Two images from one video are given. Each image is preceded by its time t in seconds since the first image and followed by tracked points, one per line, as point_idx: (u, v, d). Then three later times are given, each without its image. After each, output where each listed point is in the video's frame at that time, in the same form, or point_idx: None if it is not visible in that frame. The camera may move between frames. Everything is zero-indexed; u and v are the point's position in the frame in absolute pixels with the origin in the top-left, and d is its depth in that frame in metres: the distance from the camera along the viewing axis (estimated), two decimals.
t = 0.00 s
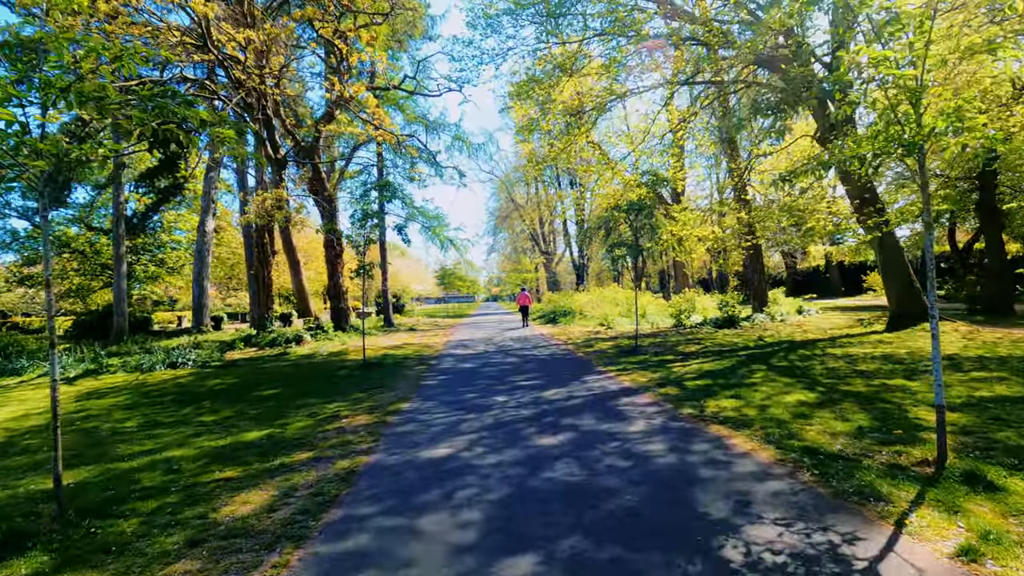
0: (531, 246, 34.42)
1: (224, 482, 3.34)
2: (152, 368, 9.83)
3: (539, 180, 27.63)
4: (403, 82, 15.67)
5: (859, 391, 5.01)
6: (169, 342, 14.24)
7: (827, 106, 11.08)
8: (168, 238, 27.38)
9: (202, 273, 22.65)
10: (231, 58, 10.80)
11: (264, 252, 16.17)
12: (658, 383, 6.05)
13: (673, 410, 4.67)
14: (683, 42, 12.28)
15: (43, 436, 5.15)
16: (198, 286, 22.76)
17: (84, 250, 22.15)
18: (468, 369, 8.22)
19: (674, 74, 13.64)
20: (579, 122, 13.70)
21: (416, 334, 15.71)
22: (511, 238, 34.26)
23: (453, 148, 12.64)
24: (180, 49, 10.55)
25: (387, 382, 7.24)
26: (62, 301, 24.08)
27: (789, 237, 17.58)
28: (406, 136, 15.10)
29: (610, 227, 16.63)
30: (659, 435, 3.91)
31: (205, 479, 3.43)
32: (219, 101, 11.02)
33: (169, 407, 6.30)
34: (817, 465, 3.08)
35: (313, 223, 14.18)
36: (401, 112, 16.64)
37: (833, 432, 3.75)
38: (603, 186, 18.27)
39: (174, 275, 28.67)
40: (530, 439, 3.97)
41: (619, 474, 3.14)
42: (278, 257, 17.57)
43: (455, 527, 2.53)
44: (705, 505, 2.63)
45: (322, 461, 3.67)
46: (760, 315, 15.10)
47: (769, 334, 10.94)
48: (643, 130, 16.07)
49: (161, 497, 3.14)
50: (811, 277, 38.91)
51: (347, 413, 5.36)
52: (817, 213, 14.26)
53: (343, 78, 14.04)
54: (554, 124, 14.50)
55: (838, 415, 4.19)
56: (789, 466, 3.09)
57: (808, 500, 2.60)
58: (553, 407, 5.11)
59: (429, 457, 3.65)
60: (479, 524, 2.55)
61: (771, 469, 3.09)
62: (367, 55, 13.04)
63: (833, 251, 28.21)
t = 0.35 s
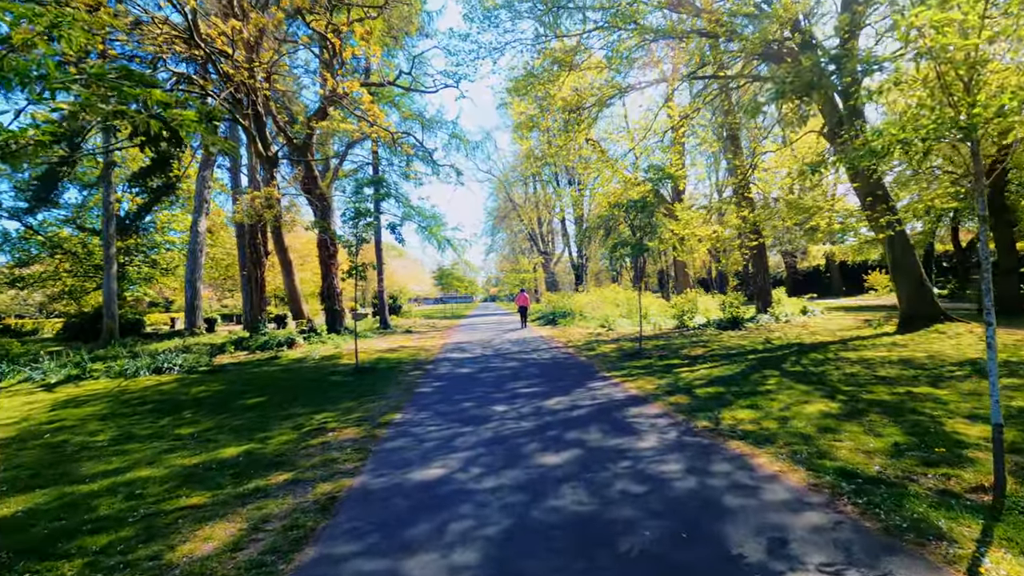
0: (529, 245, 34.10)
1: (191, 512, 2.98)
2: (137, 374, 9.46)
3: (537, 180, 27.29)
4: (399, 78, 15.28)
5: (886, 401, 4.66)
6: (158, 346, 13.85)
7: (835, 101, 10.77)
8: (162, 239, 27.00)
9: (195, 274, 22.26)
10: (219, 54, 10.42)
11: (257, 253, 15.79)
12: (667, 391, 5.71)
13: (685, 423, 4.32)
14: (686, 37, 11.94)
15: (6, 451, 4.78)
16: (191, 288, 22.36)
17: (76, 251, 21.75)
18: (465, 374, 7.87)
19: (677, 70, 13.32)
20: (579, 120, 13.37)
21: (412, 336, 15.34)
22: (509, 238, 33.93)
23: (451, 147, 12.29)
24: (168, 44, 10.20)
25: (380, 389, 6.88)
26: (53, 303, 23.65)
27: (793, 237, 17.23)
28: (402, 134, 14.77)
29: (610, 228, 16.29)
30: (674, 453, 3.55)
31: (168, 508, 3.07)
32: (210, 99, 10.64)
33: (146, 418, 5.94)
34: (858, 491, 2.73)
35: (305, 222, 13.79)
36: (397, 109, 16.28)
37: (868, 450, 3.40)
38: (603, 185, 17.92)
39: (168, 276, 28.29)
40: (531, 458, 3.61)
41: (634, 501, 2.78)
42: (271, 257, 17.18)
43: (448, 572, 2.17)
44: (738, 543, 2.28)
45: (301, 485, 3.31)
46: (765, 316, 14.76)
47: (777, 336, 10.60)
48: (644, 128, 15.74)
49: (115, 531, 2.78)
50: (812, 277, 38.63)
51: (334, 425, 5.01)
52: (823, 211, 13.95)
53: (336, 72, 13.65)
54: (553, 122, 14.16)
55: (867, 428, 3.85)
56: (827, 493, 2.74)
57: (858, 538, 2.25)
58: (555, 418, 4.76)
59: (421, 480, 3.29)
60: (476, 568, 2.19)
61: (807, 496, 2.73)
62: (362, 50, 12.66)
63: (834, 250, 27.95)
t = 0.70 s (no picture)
0: (524, 245, 33.75)
1: (131, 542, 2.59)
2: (113, 377, 9.03)
3: (533, 178, 26.94)
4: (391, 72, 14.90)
5: (908, 407, 4.31)
6: (141, 348, 13.41)
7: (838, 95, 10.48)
8: (152, 238, 26.51)
9: (184, 273, 21.80)
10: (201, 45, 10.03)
11: (245, 252, 15.37)
12: (670, 396, 5.34)
13: (692, 432, 3.96)
14: (685, 29, 11.61)
15: None
16: (179, 288, 21.89)
17: (63, 251, 21.29)
18: (457, 377, 7.52)
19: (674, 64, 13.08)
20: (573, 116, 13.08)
21: (404, 337, 14.95)
22: (505, 237, 33.58)
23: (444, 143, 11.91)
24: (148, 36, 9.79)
25: (365, 393, 6.50)
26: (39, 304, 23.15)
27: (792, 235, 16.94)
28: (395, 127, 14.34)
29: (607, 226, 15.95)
30: (683, 468, 3.18)
31: (107, 536, 2.69)
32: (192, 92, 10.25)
33: (112, 427, 5.53)
34: (900, 517, 2.37)
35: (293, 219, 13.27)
36: (389, 105, 15.90)
37: (900, 464, 3.05)
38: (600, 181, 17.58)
39: (158, 276, 27.80)
40: (524, 475, 3.23)
41: (641, 530, 2.41)
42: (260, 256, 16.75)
43: None
44: None
45: (262, 507, 2.92)
46: (765, 316, 14.45)
47: (779, 337, 10.27)
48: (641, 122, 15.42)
49: (38, 567, 2.39)
50: (809, 276, 38.44)
51: (312, 434, 4.62)
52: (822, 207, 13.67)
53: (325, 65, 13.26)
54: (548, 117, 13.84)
55: (896, 439, 3.48)
56: (865, 520, 2.37)
57: None
58: (551, 427, 4.40)
59: (398, 502, 2.90)
60: None
61: (842, 523, 2.36)
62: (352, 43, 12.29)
63: (831, 249, 27.73)
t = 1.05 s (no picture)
0: (519, 246, 33.39)
1: None
2: (87, 383, 8.61)
3: (528, 178, 26.60)
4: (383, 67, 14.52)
5: (933, 418, 3.98)
6: (123, 352, 12.97)
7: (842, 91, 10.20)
8: (141, 238, 26.01)
9: (171, 274, 21.34)
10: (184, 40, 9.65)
11: (231, 252, 14.94)
12: (674, 406, 4.99)
13: (701, 448, 3.61)
14: (684, 25, 11.29)
15: None
16: (166, 289, 21.40)
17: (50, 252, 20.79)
18: (448, 383, 7.15)
19: (672, 60, 12.76)
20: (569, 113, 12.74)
21: (396, 339, 14.57)
22: (500, 238, 33.21)
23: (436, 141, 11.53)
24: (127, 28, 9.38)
25: (349, 402, 6.12)
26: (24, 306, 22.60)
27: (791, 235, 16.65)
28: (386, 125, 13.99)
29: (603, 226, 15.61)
30: (695, 493, 2.83)
31: None
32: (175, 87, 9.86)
33: (73, 440, 5.13)
34: (954, 558, 2.03)
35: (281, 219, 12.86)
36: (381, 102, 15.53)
37: (939, 487, 2.71)
38: (597, 180, 17.24)
39: (147, 277, 27.28)
40: (516, 501, 2.86)
41: None
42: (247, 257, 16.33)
43: None
44: None
45: (216, 542, 2.55)
46: (764, 317, 14.15)
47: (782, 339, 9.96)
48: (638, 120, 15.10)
49: None
50: (806, 277, 38.24)
51: (286, 449, 4.25)
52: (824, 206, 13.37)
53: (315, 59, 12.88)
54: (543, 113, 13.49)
55: (928, 457, 3.14)
56: (916, 562, 2.02)
57: None
58: (546, 441, 4.04)
59: (371, 537, 2.53)
60: None
61: (889, 566, 2.01)
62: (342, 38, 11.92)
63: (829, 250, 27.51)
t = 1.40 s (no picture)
0: (516, 246, 33.00)
1: None
2: (63, 391, 8.20)
3: (525, 177, 26.21)
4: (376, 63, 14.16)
5: (971, 431, 3.63)
6: (107, 356, 12.54)
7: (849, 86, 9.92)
8: (132, 239, 25.61)
9: (161, 276, 20.92)
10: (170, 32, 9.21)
11: (221, 253, 14.53)
12: (682, 416, 4.63)
13: (717, 467, 3.25)
14: (685, 18, 10.95)
15: None
16: (156, 291, 20.95)
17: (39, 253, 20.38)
18: (441, 390, 6.78)
19: (674, 54, 12.41)
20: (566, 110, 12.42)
21: (390, 342, 14.17)
22: (497, 238, 32.81)
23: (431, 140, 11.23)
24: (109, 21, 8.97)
25: (335, 411, 5.74)
26: (11, 309, 22.10)
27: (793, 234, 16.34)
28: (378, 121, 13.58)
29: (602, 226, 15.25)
30: (716, 524, 2.47)
31: None
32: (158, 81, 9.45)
33: (33, 456, 4.74)
34: None
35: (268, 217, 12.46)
36: (374, 100, 15.17)
37: (998, 518, 2.35)
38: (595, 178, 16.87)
39: (138, 279, 26.82)
40: (512, 536, 2.49)
41: None
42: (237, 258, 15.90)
43: None
44: None
45: None
46: (767, 318, 13.82)
47: (788, 342, 9.62)
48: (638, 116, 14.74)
49: None
50: (804, 276, 37.98)
51: (259, 467, 3.87)
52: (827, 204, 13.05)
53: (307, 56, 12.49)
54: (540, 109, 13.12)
55: (975, 479, 2.79)
56: None
57: None
58: (545, 457, 3.67)
59: None
60: None
61: None
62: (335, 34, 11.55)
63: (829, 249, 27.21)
